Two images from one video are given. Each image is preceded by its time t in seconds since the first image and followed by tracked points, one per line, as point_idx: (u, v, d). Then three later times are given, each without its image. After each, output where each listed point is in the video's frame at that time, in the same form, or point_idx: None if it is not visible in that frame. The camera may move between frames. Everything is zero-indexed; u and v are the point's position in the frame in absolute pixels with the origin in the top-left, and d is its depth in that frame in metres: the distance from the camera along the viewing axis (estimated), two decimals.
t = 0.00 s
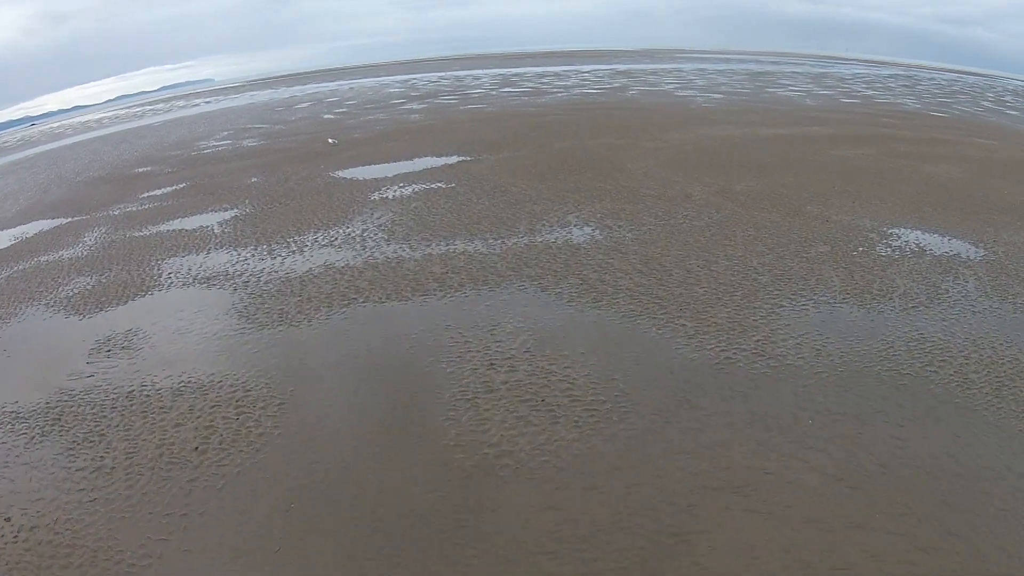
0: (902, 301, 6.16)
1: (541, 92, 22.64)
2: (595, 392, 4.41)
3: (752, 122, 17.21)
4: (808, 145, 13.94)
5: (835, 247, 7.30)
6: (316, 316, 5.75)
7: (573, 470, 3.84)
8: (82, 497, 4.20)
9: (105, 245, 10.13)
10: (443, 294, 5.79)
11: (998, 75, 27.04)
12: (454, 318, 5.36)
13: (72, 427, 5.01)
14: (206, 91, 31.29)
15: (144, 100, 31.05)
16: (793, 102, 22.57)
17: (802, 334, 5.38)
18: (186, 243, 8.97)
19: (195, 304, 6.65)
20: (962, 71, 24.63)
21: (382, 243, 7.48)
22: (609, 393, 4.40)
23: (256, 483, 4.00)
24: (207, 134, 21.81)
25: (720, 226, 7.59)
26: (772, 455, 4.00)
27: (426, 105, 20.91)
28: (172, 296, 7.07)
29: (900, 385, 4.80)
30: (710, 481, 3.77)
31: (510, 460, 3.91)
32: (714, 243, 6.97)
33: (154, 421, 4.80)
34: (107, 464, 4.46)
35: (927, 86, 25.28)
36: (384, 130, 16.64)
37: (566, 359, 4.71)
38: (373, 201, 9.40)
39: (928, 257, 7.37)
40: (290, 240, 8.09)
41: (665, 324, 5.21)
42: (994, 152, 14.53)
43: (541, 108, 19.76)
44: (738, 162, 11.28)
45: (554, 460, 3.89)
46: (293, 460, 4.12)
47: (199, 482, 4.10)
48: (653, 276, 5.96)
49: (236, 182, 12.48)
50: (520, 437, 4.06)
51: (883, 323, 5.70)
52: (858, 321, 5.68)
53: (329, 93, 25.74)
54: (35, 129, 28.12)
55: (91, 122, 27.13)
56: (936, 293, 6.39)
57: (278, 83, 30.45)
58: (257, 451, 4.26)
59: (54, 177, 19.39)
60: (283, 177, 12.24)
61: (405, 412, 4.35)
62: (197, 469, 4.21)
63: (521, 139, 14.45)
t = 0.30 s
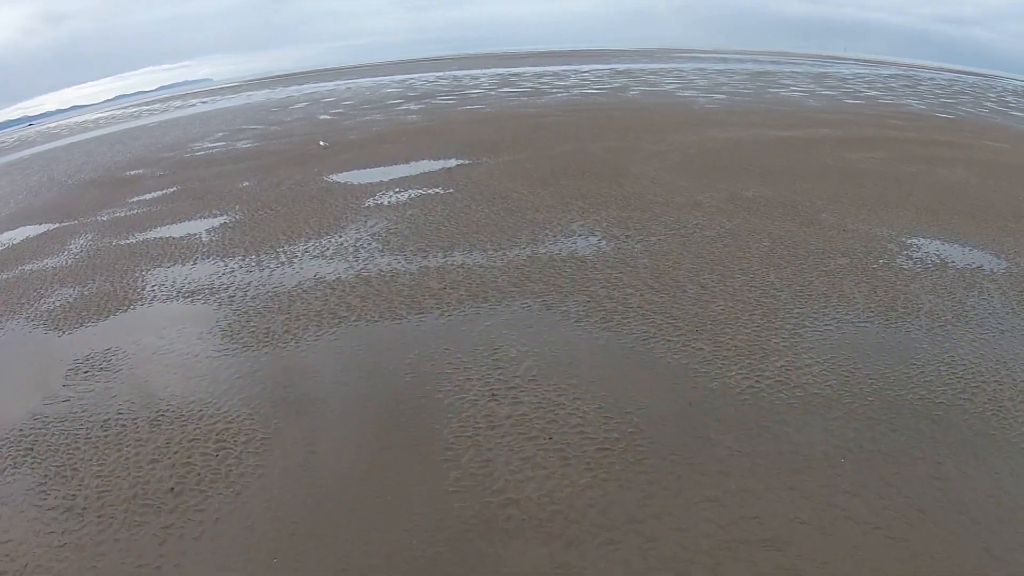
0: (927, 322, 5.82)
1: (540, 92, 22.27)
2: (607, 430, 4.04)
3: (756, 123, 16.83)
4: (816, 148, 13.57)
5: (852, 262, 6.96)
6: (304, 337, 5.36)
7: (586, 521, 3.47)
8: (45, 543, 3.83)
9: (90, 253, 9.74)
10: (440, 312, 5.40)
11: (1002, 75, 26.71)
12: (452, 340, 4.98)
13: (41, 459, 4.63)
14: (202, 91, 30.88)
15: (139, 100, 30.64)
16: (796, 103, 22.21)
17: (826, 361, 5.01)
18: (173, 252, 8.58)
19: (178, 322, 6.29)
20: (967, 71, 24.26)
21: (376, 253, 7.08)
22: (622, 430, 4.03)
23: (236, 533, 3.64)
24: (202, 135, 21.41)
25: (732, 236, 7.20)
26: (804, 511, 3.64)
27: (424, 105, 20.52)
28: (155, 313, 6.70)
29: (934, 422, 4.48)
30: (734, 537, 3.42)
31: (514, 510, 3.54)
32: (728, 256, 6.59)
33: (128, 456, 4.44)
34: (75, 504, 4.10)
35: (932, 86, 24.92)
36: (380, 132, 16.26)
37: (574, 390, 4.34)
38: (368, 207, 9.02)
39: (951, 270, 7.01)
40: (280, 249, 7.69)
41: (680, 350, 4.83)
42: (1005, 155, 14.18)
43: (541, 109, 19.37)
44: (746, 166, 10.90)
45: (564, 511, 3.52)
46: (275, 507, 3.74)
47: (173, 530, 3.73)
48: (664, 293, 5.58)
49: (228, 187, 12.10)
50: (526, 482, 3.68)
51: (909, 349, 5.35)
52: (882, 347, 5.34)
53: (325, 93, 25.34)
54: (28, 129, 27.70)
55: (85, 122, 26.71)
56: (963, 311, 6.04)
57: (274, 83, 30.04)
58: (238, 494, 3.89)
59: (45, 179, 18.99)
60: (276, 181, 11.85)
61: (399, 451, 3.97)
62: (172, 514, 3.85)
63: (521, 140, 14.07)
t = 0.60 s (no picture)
0: (955, 339, 5.50)
1: (541, 92, 21.91)
2: (623, 470, 3.71)
3: (761, 124, 16.48)
4: (823, 149, 13.23)
5: (872, 274, 6.65)
6: (293, 359, 5.02)
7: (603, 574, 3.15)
8: None
9: (78, 261, 9.40)
10: (439, 331, 5.05)
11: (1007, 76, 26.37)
12: (453, 364, 4.64)
13: (13, 493, 4.30)
14: (192, 92, 30.42)
15: (134, 101, 30.26)
16: (799, 103, 21.85)
17: (852, 387, 4.70)
18: (161, 261, 8.23)
19: (163, 339, 5.95)
20: (972, 70, 23.93)
21: (371, 264, 6.72)
22: (639, 468, 3.71)
23: None
24: (197, 136, 21.04)
25: (746, 247, 6.85)
26: (842, 562, 3.32)
27: (422, 106, 20.16)
28: (141, 328, 6.37)
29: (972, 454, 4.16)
30: None
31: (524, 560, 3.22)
32: (742, 269, 6.24)
33: (107, 492, 4.12)
34: (45, 547, 3.77)
35: (936, 85, 24.59)
36: (378, 133, 15.90)
37: (586, 421, 4.02)
38: (363, 213, 8.67)
39: (974, 281, 6.68)
40: (271, 259, 7.33)
41: (698, 377, 4.48)
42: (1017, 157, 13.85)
43: (541, 109, 19.02)
44: (755, 169, 10.55)
45: (579, 562, 3.20)
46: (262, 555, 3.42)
47: None
48: (678, 311, 5.26)
49: (222, 190, 11.75)
50: (536, 529, 3.35)
51: (939, 371, 5.04)
52: (910, 370, 5.02)
53: (322, 94, 24.97)
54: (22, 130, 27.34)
55: (79, 123, 26.34)
56: (992, 327, 5.72)
57: (270, 83, 29.68)
58: (222, 538, 3.57)
59: (38, 182, 18.61)
60: (270, 185, 11.49)
61: (396, 491, 3.65)
62: (150, 561, 3.52)
63: (522, 142, 13.71)
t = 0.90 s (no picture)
0: (986, 358, 5.17)
1: (542, 93, 21.56)
2: (643, 516, 3.39)
3: (768, 125, 16.13)
4: (833, 152, 12.89)
5: (894, 287, 6.32)
6: (283, 383, 4.69)
7: None
8: None
9: (65, 270, 9.05)
10: (440, 352, 4.72)
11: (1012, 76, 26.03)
12: (455, 390, 4.31)
13: None
14: (188, 92, 30.08)
15: (131, 102, 29.90)
16: (804, 103, 21.50)
17: (883, 416, 4.39)
18: (150, 271, 7.89)
19: (148, 358, 5.61)
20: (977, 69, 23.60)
21: (367, 275, 6.37)
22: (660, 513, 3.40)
23: None
24: (193, 138, 20.69)
25: (762, 258, 6.52)
26: None
27: (422, 107, 19.79)
28: (126, 345, 6.02)
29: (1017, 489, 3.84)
30: None
31: None
32: (760, 283, 5.91)
33: (83, 533, 3.79)
34: None
35: (942, 85, 24.24)
36: (377, 135, 15.54)
37: (600, 458, 3.71)
38: (360, 220, 8.34)
39: (1000, 293, 6.36)
40: (263, 270, 6.99)
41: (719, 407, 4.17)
42: None
43: (543, 110, 18.66)
44: (765, 174, 10.20)
45: None
46: None
47: None
48: (695, 330, 4.94)
49: (216, 195, 11.41)
50: None
51: (973, 394, 4.71)
52: (943, 394, 4.70)
53: (320, 94, 24.61)
54: (17, 132, 26.99)
55: (71, 126, 25.90)
56: None
57: (267, 83, 29.32)
58: None
59: (31, 185, 18.27)
60: (266, 189, 11.15)
61: (395, 537, 3.33)
62: None
63: (523, 145, 13.37)
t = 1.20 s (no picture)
0: None
1: (543, 94, 21.25)
2: (667, 571, 3.10)
3: (774, 128, 15.81)
4: (843, 155, 12.56)
5: (917, 302, 6.01)
6: (274, 413, 4.39)
7: None
8: None
9: (51, 280, 8.71)
10: (441, 377, 4.41)
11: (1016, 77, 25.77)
12: (458, 421, 4.00)
13: None
14: (185, 94, 29.75)
15: (127, 104, 29.56)
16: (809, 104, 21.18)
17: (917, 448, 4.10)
18: (137, 283, 7.56)
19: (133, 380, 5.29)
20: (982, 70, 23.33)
21: (363, 287, 6.04)
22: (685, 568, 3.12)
23: None
24: (189, 140, 20.35)
25: (778, 271, 6.20)
26: None
27: (420, 108, 19.46)
28: (109, 365, 5.70)
29: None
30: None
31: None
32: (779, 300, 5.62)
33: None
34: None
35: (948, 86, 23.95)
36: (374, 138, 15.22)
37: (619, 503, 3.42)
38: (357, 227, 8.02)
39: None
40: (254, 281, 6.66)
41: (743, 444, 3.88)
42: None
43: (544, 112, 18.34)
44: (776, 179, 9.88)
45: None
46: None
47: None
48: (713, 355, 4.65)
49: (210, 200, 11.08)
50: None
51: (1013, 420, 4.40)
52: (980, 421, 4.39)
53: (317, 96, 24.28)
54: (11, 134, 26.61)
55: (67, 127, 25.56)
56: None
57: (265, 84, 28.98)
58: None
59: (23, 189, 17.91)
60: (260, 195, 10.82)
61: None
62: None
63: (524, 148, 13.07)
